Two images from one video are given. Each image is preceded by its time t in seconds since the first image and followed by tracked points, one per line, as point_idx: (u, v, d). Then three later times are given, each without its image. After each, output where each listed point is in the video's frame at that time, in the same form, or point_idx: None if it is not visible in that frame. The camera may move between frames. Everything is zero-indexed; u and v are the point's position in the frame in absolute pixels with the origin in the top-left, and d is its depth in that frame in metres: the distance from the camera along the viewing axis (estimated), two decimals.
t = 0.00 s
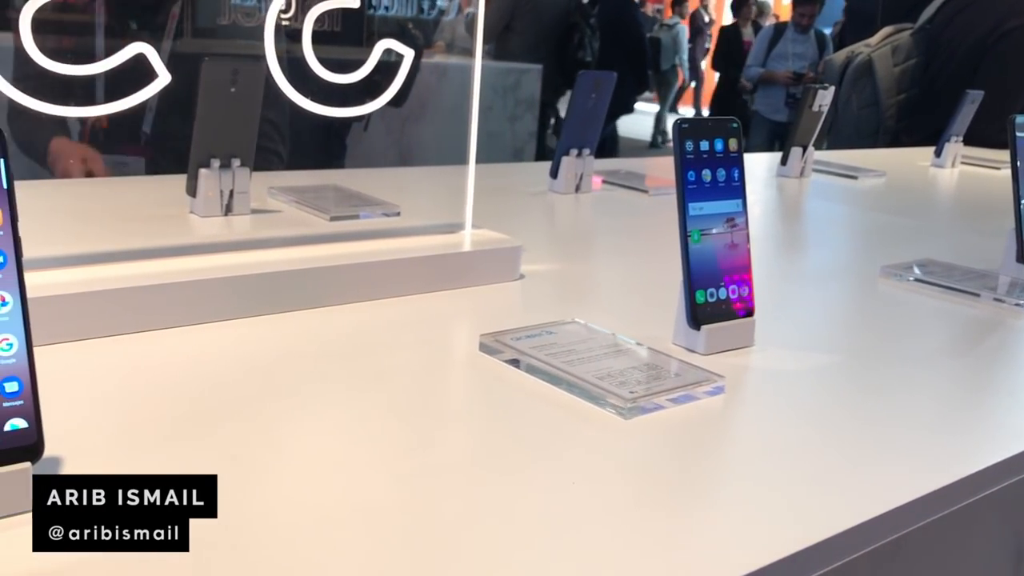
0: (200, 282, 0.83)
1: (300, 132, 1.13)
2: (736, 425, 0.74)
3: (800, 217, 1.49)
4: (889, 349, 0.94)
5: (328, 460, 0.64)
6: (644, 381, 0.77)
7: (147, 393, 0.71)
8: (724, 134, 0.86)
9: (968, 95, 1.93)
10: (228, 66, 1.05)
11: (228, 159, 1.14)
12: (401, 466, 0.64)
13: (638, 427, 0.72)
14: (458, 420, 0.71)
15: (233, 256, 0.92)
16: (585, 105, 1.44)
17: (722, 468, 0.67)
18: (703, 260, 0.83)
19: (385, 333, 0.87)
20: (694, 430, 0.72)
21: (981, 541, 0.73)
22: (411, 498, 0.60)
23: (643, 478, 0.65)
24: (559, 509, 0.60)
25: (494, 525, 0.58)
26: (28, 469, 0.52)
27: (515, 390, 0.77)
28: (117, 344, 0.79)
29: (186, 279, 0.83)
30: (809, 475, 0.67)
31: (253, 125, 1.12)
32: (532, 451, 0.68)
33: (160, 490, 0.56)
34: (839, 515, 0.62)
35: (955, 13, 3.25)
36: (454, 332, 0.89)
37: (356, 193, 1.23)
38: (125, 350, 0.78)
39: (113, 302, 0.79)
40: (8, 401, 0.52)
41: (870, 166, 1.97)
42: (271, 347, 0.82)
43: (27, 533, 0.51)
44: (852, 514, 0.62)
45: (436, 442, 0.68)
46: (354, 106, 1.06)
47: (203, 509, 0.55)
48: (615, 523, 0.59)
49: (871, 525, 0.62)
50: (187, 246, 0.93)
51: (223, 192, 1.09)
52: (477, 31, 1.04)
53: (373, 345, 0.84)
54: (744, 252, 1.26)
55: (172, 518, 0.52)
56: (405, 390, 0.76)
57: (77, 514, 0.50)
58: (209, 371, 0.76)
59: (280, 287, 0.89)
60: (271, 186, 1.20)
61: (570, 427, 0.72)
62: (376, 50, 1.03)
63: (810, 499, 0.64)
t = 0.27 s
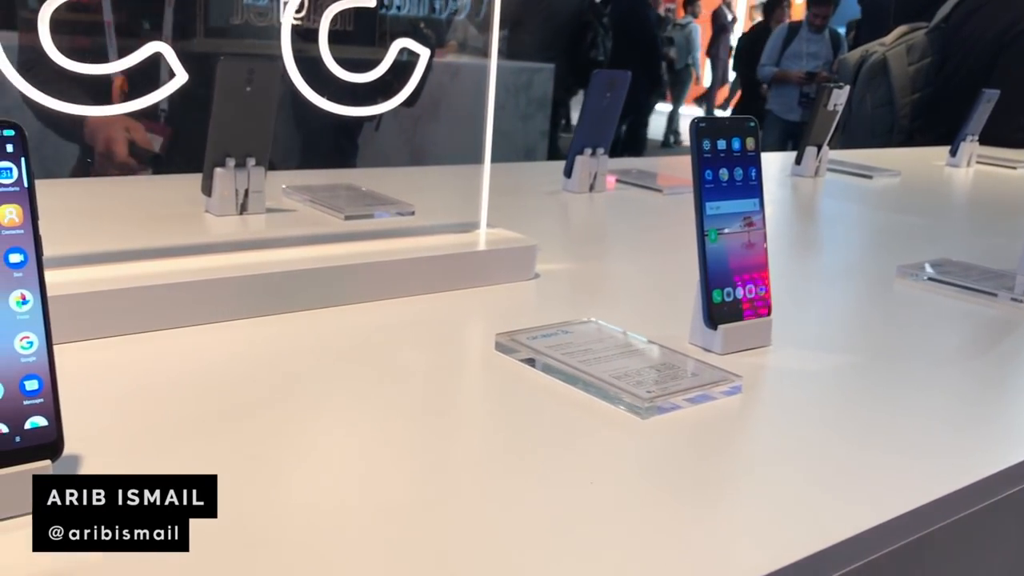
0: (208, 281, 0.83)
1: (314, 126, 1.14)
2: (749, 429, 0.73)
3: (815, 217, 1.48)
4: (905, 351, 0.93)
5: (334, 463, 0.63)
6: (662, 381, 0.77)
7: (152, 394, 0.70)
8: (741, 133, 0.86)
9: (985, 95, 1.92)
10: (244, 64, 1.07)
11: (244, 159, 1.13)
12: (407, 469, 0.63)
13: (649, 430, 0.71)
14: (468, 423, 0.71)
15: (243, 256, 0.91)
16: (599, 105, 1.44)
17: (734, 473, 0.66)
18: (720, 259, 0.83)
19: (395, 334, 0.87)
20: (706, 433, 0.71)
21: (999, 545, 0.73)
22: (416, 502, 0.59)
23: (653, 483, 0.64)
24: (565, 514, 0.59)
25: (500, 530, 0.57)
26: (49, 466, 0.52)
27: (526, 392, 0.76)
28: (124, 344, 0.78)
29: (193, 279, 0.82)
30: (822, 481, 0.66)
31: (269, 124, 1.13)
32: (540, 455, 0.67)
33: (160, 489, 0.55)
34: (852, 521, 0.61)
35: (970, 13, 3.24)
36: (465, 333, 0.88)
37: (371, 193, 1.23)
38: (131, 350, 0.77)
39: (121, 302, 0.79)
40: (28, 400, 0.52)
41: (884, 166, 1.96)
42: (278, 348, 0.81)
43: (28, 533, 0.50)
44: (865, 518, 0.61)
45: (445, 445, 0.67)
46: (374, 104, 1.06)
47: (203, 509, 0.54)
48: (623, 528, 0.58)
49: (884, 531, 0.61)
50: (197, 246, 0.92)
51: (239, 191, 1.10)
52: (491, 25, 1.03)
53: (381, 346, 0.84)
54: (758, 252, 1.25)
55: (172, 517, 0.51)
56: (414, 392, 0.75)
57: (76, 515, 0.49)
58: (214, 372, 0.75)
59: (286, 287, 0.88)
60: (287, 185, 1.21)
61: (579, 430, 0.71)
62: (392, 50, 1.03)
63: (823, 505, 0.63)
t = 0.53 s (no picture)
0: (215, 281, 0.83)
1: (327, 125, 1.14)
2: (759, 430, 0.72)
3: (829, 216, 1.48)
4: (919, 352, 0.92)
5: (339, 463, 0.63)
6: (678, 380, 0.77)
7: (158, 394, 0.70)
8: (757, 132, 0.86)
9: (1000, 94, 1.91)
10: (258, 64, 1.07)
11: (259, 158, 1.13)
12: (412, 470, 0.63)
13: (659, 432, 0.71)
14: (476, 423, 0.70)
15: (252, 255, 0.91)
16: (613, 104, 1.44)
17: (742, 475, 0.66)
18: (736, 258, 0.83)
19: (404, 334, 0.86)
20: (716, 434, 0.71)
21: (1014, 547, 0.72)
22: (420, 503, 0.58)
23: (660, 485, 0.64)
24: (571, 516, 0.59)
25: (503, 532, 0.56)
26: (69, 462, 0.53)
27: (536, 393, 0.76)
28: (132, 344, 0.78)
29: (201, 279, 0.82)
30: (830, 484, 0.65)
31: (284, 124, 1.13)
32: (548, 457, 0.66)
33: (159, 489, 0.55)
34: (860, 525, 0.60)
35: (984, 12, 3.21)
36: (475, 333, 0.88)
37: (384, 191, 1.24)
38: (139, 350, 0.77)
39: (128, 301, 0.79)
40: (48, 397, 0.52)
41: (899, 165, 1.95)
42: (285, 348, 0.81)
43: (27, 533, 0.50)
44: (874, 522, 0.61)
45: (452, 446, 0.66)
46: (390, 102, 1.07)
47: (203, 509, 0.53)
48: (628, 531, 0.58)
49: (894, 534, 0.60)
50: (208, 246, 0.93)
51: (254, 190, 1.10)
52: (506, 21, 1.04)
53: (389, 346, 0.83)
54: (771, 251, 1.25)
55: (172, 517, 0.51)
56: (422, 392, 0.75)
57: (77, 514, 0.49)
58: (220, 372, 0.75)
59: (295, 286, 0.88)
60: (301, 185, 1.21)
61: (589, 431, 0.70)
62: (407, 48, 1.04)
63: (831, 509, 0.62)
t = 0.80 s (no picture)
0: (223, 281, 0.82)
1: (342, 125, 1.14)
2: (771, 433, 0.72)
3: (842, 216, 1.47)
4: (933, 353, 0.91)
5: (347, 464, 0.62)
6: (694, 380, 0.77)
7: (167, 394, 0.70)
8: (773, 131, 0.86)
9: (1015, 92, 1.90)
10: (274, 63, 1.08)
11: (273, 157, 1.14)
12: (420, 471, 0.62)
13: (670, 434, 0.70)
14: (486, 425, 0.70)
15: (261, 255, 0.91)
16: (626, 103, 1.44)
17: (752, 478, 0.65)
18: (752, 257, 0.82)
19: (414, 334, 0.86)
20: (727, 436, 0.70)
21: None
22: (427, 505, 0.58)
23: (669, 488, 0.63)
24: (580, 519, 0.58)
25: (510, 535, 0.56)
26: (89, 460, 0.53)
27: (547, 394, 0.76)
28: (141, 343, 0.78)
29: (210, 279, 0.82)
30: (842, 487, 0.65)
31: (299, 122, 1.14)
32: (557, 458, 0.66)
33: (159, 489, 0.53)
34: (872, 529, 0.60)
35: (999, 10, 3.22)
36: (486, 334, 0.88)
37: (396, 190, 1.24)
38: (148, 350, 0.77)
39: (138, 300, 0.79)
40: (68, 395, 0.52)
41: (912, 164, 1.94)
42: (294, 348, 0.81)
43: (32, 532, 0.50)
44: (886, 526, 0.60)
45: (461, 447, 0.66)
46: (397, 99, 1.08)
47: (202, 509, 0.53)
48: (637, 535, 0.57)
49: (906, 538, 0.60)
50: (219, 245, 0.92)
51: (268, 189, 1.11)
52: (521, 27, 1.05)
53: (399, 346, 0.83)
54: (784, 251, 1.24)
55: (172, 517, 0.50)
56: (432, 393, 0.75)
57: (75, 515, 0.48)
58: (229, 372, 0.75)
59: (305, 286, 0.88)
60: (313, 184, 1.22)
61: (600, 433, 0.70)
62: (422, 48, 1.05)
63: (842, 512, 0.61)
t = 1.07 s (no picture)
0: (232, 280, 0.82)
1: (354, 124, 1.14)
2: (783, 434, 0.71)
3: (855, 215, 1.46)
4: (947, 353, 0.91)
5: (356, 463, 0.62)
6: (709, 379, 0.77)
7: (177, 391, 0.70)
8: (788, 130, 0.86)
9: None
10: (287, 62, 1.09)
11: (286, 156, 1.14)
12: (429, 471, 0.62)
13: (682, 435, 0.70)
14: (496, 424, 0.70)
15: (271, 254, 0.91)
16: (638, 102, 1.43)
17: (762, 479, 0.65)
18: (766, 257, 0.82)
19: (425, 333, 0.86)
20: (739, 437, 0.70)
21: None
22: (435, 504, 0.58)
23: (679, 489, 0.63)
24: (589, 520, 0.58)
25: (519, 536, 0.56)
26: (108, 458, 0.53)
27: (558, 394, 0.76)
28: (152, 342, 0.78)
29: (220, 278, 0.82)
30: (853, 488, 0.64)
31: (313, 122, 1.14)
32: (567, 458, 0.66)
33: (159, 489, 0.53)
34: (882, 530, 0.59)
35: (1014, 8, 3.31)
36: (496, 333, 0.88)
37: (407, 189, 1.24)
38: (159, 348, 0.77)
39: (149, 299, 0.79)
40: (86, 393, 0.52)
41: (925, 164, 1.93)
42: (303, 347, 0.81)
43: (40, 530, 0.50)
44: (895, 528, 0.60)
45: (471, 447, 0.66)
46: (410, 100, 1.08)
47: (202, 509, 0.53)
48: (646, 535, 0.57)
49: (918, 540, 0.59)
50: (230, 244, 0.93)
51: (281, 188, 1.11)
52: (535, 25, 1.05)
53: (410, 345, 0.83)
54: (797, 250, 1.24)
55: (172, 517, 0.50)
56: (443, 392, 0.75)
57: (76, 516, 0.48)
58: (239, 370, 0.75)
59: (315, 285, 0.88)
60: (326, 183, 1.23)
61: (611, 433, 0.70)
62: (435, 48, 1.04)
63: (853, 514, 0.61)
